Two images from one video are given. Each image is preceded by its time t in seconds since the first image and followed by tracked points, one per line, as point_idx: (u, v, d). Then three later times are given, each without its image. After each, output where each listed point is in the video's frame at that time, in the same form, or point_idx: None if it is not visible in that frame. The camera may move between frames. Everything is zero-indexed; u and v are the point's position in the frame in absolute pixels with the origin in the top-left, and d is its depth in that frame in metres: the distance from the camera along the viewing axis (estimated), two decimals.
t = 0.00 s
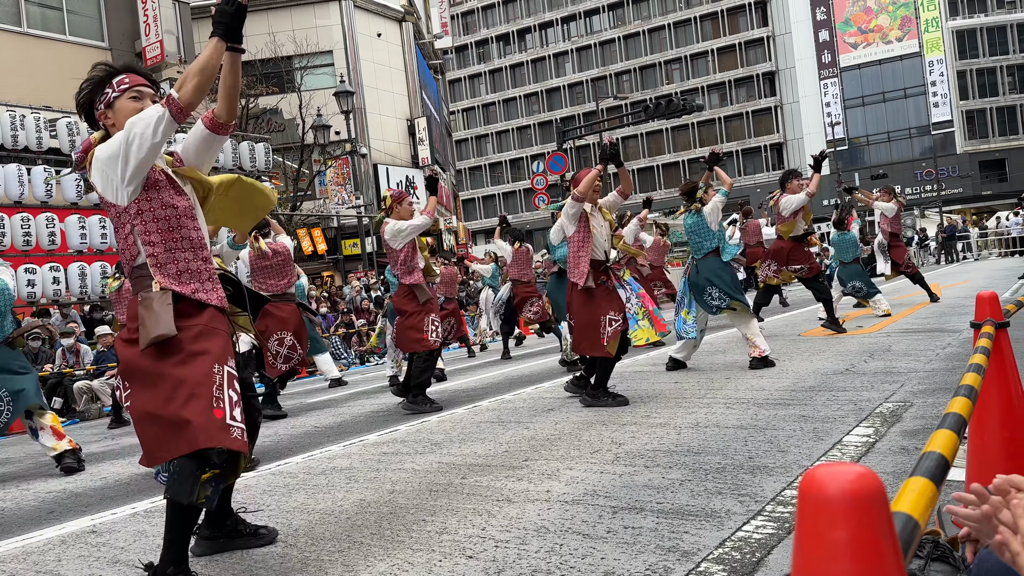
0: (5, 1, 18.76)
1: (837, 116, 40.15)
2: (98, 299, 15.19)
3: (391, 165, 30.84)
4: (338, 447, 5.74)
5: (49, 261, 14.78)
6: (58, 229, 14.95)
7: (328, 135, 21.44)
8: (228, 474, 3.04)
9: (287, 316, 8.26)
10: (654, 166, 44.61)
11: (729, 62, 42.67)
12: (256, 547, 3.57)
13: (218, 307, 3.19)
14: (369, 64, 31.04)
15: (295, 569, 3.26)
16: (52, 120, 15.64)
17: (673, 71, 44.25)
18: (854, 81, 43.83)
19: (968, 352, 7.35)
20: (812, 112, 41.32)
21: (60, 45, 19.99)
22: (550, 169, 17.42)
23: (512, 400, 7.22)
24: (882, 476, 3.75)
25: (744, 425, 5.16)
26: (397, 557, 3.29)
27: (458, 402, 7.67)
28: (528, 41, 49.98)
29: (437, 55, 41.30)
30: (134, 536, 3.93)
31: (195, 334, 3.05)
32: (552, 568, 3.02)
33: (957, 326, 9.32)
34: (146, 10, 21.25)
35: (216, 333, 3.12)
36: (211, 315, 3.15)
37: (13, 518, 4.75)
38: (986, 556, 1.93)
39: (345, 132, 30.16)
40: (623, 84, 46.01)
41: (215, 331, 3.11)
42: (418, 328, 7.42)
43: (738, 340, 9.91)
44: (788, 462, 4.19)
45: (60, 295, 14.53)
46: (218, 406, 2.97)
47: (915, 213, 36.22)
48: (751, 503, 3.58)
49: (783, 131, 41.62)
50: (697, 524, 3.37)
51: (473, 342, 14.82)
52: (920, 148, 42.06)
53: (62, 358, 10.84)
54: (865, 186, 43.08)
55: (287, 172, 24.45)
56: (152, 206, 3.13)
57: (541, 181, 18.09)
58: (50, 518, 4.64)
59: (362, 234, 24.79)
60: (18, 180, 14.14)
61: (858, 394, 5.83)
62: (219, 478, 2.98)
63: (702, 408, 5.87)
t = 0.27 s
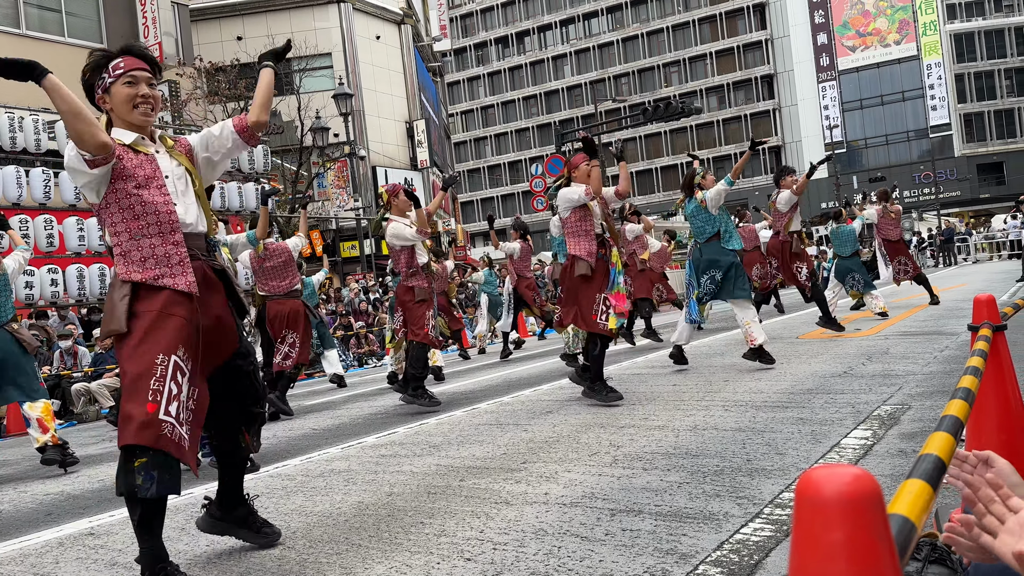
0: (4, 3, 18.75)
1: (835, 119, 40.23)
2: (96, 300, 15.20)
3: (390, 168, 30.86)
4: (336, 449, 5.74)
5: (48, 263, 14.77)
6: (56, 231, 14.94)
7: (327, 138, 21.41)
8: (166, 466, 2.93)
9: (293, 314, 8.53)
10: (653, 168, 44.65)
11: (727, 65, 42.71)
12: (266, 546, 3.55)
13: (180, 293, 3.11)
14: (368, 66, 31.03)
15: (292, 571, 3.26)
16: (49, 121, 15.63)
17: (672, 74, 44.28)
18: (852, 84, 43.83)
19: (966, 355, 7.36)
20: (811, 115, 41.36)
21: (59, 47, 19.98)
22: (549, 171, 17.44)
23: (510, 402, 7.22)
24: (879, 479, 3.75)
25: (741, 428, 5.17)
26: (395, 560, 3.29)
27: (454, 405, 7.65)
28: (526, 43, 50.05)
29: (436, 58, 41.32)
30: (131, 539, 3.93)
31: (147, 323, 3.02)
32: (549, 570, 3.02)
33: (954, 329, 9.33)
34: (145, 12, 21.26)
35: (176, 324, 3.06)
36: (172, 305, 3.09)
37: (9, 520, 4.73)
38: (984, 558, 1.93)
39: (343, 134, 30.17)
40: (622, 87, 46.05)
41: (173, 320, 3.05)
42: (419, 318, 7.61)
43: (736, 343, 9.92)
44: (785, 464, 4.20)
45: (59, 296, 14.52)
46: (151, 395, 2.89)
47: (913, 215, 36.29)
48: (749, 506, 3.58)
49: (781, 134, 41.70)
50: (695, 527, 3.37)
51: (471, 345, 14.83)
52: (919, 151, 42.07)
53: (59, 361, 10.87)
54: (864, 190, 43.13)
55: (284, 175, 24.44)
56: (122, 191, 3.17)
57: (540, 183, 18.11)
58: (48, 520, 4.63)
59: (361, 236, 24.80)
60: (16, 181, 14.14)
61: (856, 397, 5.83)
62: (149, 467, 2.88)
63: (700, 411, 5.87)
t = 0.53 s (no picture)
0: (4, 5, 18.74)
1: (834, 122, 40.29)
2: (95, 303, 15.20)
3: (389, 170, 30.90)
4: (335, 451, 5.74)
5: (47, 265, 14.75)
6: (55, 233, 14.92)
7: (325, 141, 21.38)
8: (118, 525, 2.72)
9: (305, 328, 8.36)
10: (652, 171, 44.69)
11: (726, 67, 42.76)
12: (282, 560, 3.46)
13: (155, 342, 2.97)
14: (367, 69, 31.04)
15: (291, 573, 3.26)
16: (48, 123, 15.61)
17: (671, 76, 44.33)
18: (851, 87, 43.84)
19: (964, 358, 7.37)
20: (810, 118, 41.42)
21: (58, 49, 19.97)
22: (548, 173, 17.46)
23: (509, 405, 7.21)
24: (878, 481, 3.76)
25: (740, 430, 5.17)
26: (394, 562, 3.29)
27: (454, 408, 7.65)
28: (526, 46, 50.10)
29: (435, 60, 41.33)
30: (130, 541, 3.93)
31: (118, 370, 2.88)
32: (549, 571, 3.03)
33: (953, 332, 9.34)
34: (146, 15, 21.26)
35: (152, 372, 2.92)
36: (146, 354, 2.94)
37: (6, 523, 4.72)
38: (981, 559, 1.94)
39: (343, 137, 30.20)
40: (621, 89, 46.12)
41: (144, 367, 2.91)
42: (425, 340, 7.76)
43: (734, 345, 9.93)
44: (784, 467, 4.20)
45: (58, 299, 14.50)
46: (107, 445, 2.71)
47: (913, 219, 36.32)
48: (748, 508, 3.59)
49: (780, 137, 41.74)
50: (694, 529, 3.38)
51: (470, 347, 14.86)
52: (917, 154, 42.10)
53: (58, 363, 10.88)
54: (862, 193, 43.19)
55: (283, 177, 24.45)
56: (107, 245, 3.07)
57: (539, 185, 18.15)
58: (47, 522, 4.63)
59: (360, 238, 24.82)
60: (15, 183, 14.10)
61: (854, 399, 5.85)
62: (98, 519, 2.66)
63: (699, 413, 5.87)
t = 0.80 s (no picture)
0: (3, 7, 18.73)
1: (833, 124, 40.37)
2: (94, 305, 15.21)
3: (389, 172, 30.95)
4: (335, 454, 5.74)
5: (46, 267, 14.75)
6: (55, 235, 14.92)
7: (324, 144, 21.38)
8: (93, 482, 2.83)
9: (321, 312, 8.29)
10: (651, 174, 44.73)
11: (725, 70, 42.79)
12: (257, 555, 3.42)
13: (142, 294, 3.01)
14: (366, 71, 31.07)
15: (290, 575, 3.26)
16: (47, 125, 15.60)
17: (670, 79, 44.38)
18: (850, 90, 43.87)
19: (963, 361, 7.38)
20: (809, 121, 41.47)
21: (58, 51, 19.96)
22: (547, 175, 17.48)
23: (509, 407, 7.21)
24: (876, 484, 3.77)
25: (740, 433, 5.17)
26: (393, 564, 3.30)
27: (454, 410, 7.65)
28: (525, 48, 50.15)
29: (434, 62, 41.36)
30: (130, 543, 3.93)
31: (107, 327, 2.96)
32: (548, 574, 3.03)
33: (951, 335, 9.35)
34: (145, 17, 21.28)
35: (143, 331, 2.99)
36: (134, 309, 3.00)
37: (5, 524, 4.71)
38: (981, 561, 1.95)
39: (342, 139, 30.23)
40: (620, 92, 46.19)
41: (130, 326, 2.97)
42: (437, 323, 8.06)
43: (733, 348, 9.93)
44: (783, 469, 4.21)
45: (57, 301, 14.50)
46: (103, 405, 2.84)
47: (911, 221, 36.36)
48: (747, 511, 3.59)
49: (779, 140, 41.78)
50: (693, 532, 3.38)
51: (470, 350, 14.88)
52: (916, 157, 42.15)
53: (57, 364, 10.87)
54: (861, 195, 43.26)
55: (283, 179, 24.48)
56: (95, 197, 3.15)
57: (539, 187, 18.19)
58: (45, 524, 4.62)
59: (360, 240, 24.85)
60: (15, 185, 14.13)
61: (854, 402, 5.85)
62: (70, 483, 2.79)
63: (698, 416, 5.87)
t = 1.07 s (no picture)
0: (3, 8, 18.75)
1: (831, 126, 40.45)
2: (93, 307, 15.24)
3: (388, 174, 30.99)
4: (334, 456, 5.74)
5: (45, 269, 14.76)
6: (54, 237, 14.94)
7: (324, 147, 21.39)
8: (120, 523, 2.81)
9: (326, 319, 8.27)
10: (651, 176, 44.76)
11: (725, 73, 42.84)
12: None
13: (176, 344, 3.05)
14: (365, 73, 31.09)
15: None
16: (47, 127, 15.63)
17: (669, 82, 44.44)
18: (849, 93, 43.93)
19: (961, 363, 7.38)
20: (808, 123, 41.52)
21: (57, 53, 19.98)
22: (546, 178, 17.51)
23: (508, 409, 7.22)
24: (874, 485, 3.77)
25: (739, 434, 5.18)
26: (393, 566, 3.29)
27: (454, 412, 7.65)
28: (524, 51, 50.21)
29: (434, 64, 41.38)
30: (128, 545, 3.92)
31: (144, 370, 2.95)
32: None
33: (951, 337, 9.36)
34: (145, 19, 21.31)
35: (167, 380, 2.99)
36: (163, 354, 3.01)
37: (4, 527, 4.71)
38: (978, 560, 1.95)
39: (342, 141, 30.27)
40: (619, 94, 46.28)
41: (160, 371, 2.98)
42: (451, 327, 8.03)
43: (731, 350, 9.94)
44: (782, 471, 4.21)
45: (56, 303, 14.52)
46: (141, 444, 2.84)
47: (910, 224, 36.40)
48: (745, 513, 3.59)
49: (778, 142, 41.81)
50: (693, 533, 3.38)
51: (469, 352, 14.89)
52: (915, 160, 42.19)
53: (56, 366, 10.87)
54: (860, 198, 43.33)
55: (282, 181, 24.50)
56: (124, 236, 3.06)
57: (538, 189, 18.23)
58: (44, 526, 4.61)
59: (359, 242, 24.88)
60: (15, 187, 14.18)
61: (853, 404, 5.85)
62: (101, 523, 2.76)
63: (697, 418, 5.87)
